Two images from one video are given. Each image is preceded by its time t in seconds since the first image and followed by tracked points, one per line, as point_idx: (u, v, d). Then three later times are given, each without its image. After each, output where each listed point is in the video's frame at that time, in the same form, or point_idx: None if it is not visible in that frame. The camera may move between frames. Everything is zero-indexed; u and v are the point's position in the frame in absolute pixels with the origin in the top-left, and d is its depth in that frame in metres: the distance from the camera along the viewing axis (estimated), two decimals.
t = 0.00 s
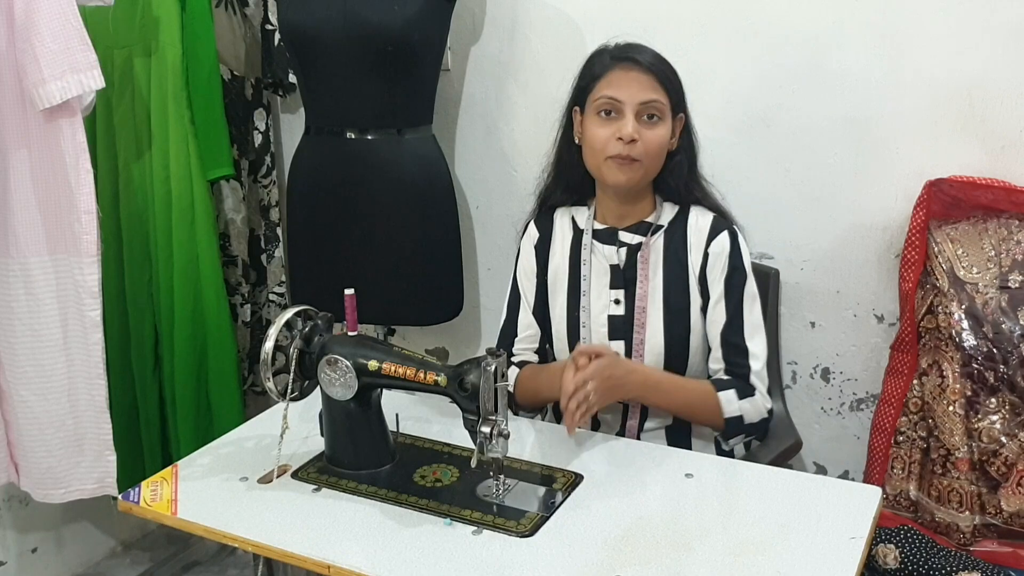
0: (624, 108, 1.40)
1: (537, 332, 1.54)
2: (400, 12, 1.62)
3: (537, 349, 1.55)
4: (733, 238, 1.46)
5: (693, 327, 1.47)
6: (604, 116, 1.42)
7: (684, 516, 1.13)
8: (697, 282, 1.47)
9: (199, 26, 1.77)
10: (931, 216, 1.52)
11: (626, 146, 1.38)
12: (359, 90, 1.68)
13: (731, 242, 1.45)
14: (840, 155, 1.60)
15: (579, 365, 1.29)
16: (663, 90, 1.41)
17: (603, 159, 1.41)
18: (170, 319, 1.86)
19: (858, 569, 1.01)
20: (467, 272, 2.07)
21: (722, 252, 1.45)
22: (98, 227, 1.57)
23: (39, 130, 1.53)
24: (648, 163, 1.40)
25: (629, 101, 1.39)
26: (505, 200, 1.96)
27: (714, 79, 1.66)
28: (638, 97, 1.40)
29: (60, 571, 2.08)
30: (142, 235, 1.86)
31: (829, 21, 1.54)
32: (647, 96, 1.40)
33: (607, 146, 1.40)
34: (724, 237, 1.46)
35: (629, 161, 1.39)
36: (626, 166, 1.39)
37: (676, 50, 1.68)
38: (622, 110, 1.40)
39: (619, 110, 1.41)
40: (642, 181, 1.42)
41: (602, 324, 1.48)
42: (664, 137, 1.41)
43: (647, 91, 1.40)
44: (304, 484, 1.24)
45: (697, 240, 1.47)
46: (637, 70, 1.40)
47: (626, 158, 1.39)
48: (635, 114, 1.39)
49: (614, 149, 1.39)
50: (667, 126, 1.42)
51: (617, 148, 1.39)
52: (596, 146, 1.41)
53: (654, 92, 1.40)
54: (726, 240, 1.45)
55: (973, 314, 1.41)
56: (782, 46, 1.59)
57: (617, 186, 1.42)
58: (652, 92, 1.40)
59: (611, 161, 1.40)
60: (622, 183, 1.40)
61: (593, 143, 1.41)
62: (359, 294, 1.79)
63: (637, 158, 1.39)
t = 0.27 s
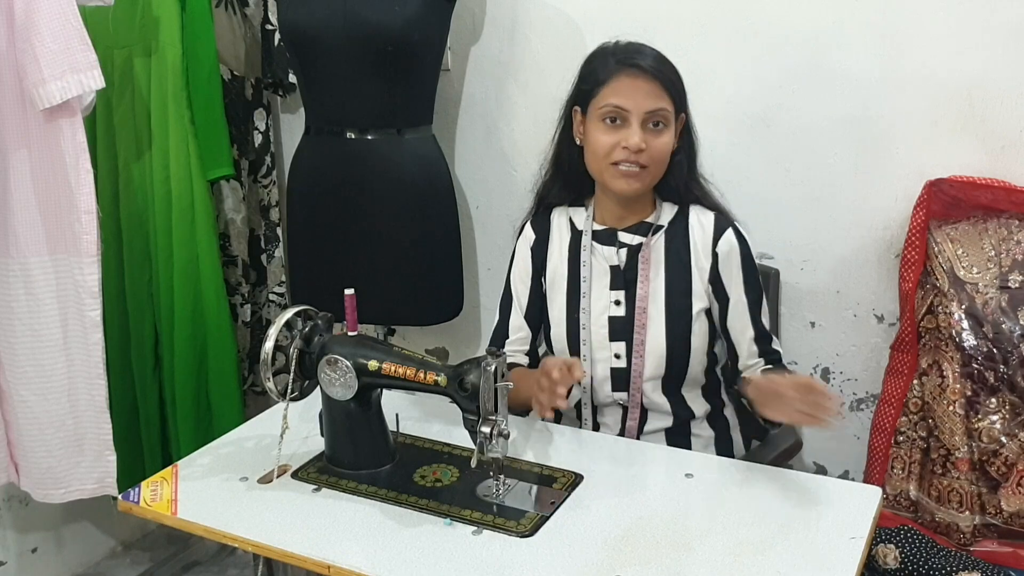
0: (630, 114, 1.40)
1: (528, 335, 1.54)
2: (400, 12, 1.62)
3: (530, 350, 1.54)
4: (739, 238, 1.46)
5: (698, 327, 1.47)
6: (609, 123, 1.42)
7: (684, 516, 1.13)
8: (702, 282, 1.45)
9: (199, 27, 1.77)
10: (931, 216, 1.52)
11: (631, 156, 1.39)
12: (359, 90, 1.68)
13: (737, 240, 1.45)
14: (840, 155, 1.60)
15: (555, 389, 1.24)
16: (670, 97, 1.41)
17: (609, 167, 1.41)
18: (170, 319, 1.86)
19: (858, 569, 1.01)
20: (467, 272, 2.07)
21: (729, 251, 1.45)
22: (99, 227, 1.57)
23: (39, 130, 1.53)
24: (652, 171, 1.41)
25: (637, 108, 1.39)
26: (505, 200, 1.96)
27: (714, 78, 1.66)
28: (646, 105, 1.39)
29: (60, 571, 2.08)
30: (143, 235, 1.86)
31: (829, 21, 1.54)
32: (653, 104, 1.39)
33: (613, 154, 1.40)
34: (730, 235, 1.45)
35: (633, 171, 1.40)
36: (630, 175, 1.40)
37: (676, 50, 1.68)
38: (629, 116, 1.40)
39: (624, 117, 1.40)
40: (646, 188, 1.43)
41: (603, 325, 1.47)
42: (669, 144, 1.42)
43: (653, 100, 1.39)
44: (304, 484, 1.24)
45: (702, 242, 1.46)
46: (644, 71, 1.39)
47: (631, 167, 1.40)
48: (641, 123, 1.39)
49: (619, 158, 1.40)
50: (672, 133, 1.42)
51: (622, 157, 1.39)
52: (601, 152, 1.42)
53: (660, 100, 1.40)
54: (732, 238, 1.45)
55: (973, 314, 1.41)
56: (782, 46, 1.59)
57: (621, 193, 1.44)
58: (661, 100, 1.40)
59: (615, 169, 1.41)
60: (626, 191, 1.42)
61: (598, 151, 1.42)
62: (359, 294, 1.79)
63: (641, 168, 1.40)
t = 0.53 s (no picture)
0: (677, 139, 1.34)
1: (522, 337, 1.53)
2: (400, 12, 1.62)
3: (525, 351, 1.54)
4: (745, 237, 1.45)
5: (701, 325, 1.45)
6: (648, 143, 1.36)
7: (684, 516, 1.13)
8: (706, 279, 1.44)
9: (199, 27, 1.77)
10: (931, 216, 1.52)
11: (677, 180, 1.36)
12: (358, 90, 1.68)
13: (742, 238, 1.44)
14: (840, 155, 1.60)
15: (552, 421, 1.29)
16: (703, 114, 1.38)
17: (652, 190, 1.37)
18: (170, 319, 1.86)
19: (858, 569, 1.01)
20: (467, 272, 2.07)
21: (735, 249, 1.43)
22: (98, 227, 1.57)
23: (39, 130, 1.54)
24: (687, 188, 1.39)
25: (686, 134, 1.35)
26: (505, 200, 1.96)
27: (715, 78, 1.66)
28: (693, 130, 1.35)
29: (60, 571, 2.08)
30: (143, 235, 1.86)
31: (829, 21, 1.54)
32: (696, 126, 1.35)
33: (658, 179, 1.36)
34: (735, 233, 1.44)
35: (676, 193, 1.37)
36: (673, 197, 1.37)
37: (676, 50, 1.68)
38: (676, 141, 1.35)
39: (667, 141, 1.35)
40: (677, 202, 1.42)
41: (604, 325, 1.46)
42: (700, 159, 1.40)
43: (696, 121, 1.35)
44: (304, 484, 1.24)
45: (708, 240, 1.44)
46: (681, 91, 1.33)
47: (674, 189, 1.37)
48: (685, 146, 1.35)
49: (664, 182, 1.35)
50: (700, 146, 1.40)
51: (667, 181, 1.36)
52: (645, 175, 1.36)
53: (700, 121, 1.36)
54: (738, 236, 1.44)
55: (973, 314, 1.41)
56: (782, 46, 1.59)
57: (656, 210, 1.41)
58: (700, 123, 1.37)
59: (658, 192, 1.37)
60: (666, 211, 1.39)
61: (638, 172, 1.36)
62: (359, 294, 1.79)
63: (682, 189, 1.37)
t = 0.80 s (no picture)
0: (698, 138, 1.35)
1: (528, 331, 1.54)
2: (400, 12, 1.62)
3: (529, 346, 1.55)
4: (755, 243, 1.43)
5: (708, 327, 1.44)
6: (669, 144, 1.36)
7: (685, 516, 1.13)
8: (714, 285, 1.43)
9: (199, 27, 1.77)
10: (931, 216, 1.52)
11: (700, 178, 1.36)
12: (358, 90, 1.68)
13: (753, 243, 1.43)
14: (840, 155, 1.60)
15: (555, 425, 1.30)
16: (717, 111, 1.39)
17: (675, 191, 1.37)
18: (170, 320, 1.86)
19: (858, 569, 1.01)
20: (467, 272, 2.07)
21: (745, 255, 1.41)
22: (99, 227, 1.57)
23: (39, 130, 1.54)
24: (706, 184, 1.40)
25: (706, 133, 1.35)
26: (505, 200, 1.96)
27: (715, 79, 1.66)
28: (713, 129, 1.36)
29: (60, 571, 2.08)
30: (143, 233, 1.86)
31: (829, 21, 1.54)
32: (715, 124, 1.36)
33: (680, 179, 1.36)
34: (745, 239, 1.42)
35: (698, 190, 1.38)
36: (695, 195, 1.38)
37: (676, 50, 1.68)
38: (697, 141, 1.35)
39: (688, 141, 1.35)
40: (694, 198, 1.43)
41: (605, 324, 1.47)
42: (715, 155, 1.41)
43: (714, 119, 1.36)
44: (304, 484, 1.24)
45: (717, 244, 1.43)
46: (699, 90, 1.34)
47: (696, 187, 1.38)
48: (705, 144, 1.36)
49: (687, 181, 1.36)
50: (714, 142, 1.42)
51: (690, 179, 1.36)
52: (668, 177, 1.36)
53: (717, 118, 1.37)
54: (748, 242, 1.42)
55: (973, 314, 1.42)
56: (782, 46, 1.59)
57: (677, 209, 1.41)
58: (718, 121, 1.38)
59: (681, 191, 1.37)
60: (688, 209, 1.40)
61: (661, 173, 1.36)
62: (359, 294, 1.79)
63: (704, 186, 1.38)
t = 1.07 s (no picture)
0: (697, 134, 1.35)
1: (532, 331, 1.53)
2: (400, 12, 1.62)
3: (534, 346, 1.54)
4: (760, 241, 1.42)
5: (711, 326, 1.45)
6: (668, 141, 1.36)
7: (685, 516, 1.13)
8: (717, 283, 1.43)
9: (199, 27, 1.77)
10: (930, 216, 1.52)
11: (700, 174, 1.36)
12: (358, 90, 1.68)
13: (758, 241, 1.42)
14: (840, 155, 1.60)
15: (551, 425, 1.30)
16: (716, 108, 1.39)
17: (675, 188, 1.37)
18: (170, 320, 1.87)
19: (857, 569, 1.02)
20: (467, 272, 2.07)
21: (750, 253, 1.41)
22: (99, 227, 1.57)
23: (40, 130, 1.54)
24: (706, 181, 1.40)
25: (705, 128, 1.35)
26: (506, 200, 1.96)
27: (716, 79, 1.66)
28: (711, 124, 1.36)
29: (60, 571, 2.09)
30: (143, 233, 1.86)
31: (829, 21, 1.54)
32: (714, 120, 1.37)
33: (680, 175, 1.36)
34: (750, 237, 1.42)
35: (698, 186, 1.38)
36: (695, 191, 1.38)
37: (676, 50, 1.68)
38: (696, 136, 1.35)
39: (687, 137, 1.36)
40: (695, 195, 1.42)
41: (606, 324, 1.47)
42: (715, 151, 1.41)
43: (713, 115, 1.36)
44: (304, 484, 1.24)
45: (721, 243, 1.43)
46: (697, 85, 1.34)
47: (696, 183, 1.37)
48: (705, 140, 1.36)
49: (687, 177, 1.36)
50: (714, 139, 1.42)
51: (690, 175, 1.36)
52: (668, 173, 1.36)
53: (717, 114, 1.37)
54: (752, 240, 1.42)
55: (973, 314, 1.42)
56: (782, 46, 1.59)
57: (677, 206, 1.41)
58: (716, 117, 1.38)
59: (681, 188, 1.37)
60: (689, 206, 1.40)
61: (660, 170, 1.36)
62: (360, 294, 1.79)
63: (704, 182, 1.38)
